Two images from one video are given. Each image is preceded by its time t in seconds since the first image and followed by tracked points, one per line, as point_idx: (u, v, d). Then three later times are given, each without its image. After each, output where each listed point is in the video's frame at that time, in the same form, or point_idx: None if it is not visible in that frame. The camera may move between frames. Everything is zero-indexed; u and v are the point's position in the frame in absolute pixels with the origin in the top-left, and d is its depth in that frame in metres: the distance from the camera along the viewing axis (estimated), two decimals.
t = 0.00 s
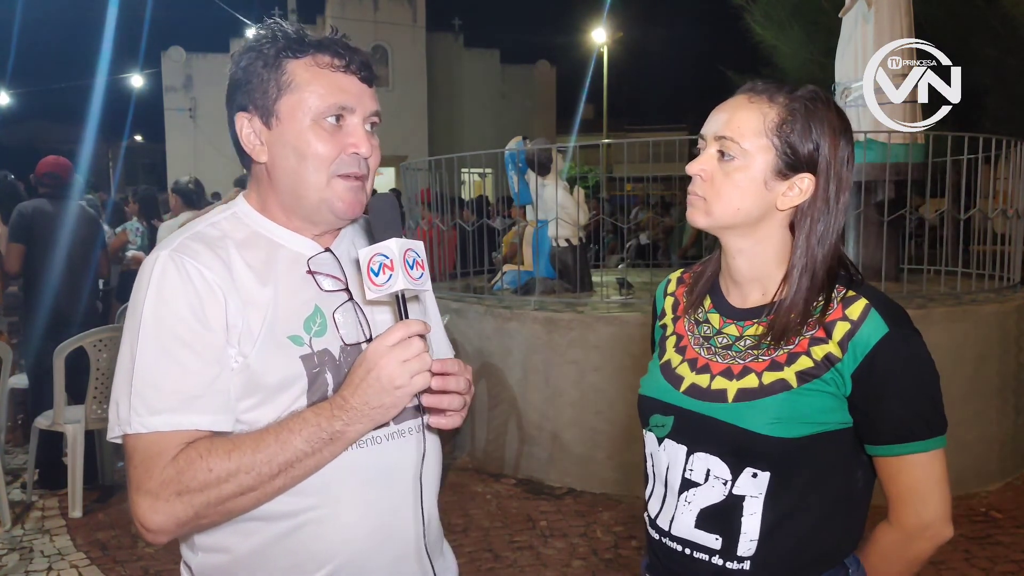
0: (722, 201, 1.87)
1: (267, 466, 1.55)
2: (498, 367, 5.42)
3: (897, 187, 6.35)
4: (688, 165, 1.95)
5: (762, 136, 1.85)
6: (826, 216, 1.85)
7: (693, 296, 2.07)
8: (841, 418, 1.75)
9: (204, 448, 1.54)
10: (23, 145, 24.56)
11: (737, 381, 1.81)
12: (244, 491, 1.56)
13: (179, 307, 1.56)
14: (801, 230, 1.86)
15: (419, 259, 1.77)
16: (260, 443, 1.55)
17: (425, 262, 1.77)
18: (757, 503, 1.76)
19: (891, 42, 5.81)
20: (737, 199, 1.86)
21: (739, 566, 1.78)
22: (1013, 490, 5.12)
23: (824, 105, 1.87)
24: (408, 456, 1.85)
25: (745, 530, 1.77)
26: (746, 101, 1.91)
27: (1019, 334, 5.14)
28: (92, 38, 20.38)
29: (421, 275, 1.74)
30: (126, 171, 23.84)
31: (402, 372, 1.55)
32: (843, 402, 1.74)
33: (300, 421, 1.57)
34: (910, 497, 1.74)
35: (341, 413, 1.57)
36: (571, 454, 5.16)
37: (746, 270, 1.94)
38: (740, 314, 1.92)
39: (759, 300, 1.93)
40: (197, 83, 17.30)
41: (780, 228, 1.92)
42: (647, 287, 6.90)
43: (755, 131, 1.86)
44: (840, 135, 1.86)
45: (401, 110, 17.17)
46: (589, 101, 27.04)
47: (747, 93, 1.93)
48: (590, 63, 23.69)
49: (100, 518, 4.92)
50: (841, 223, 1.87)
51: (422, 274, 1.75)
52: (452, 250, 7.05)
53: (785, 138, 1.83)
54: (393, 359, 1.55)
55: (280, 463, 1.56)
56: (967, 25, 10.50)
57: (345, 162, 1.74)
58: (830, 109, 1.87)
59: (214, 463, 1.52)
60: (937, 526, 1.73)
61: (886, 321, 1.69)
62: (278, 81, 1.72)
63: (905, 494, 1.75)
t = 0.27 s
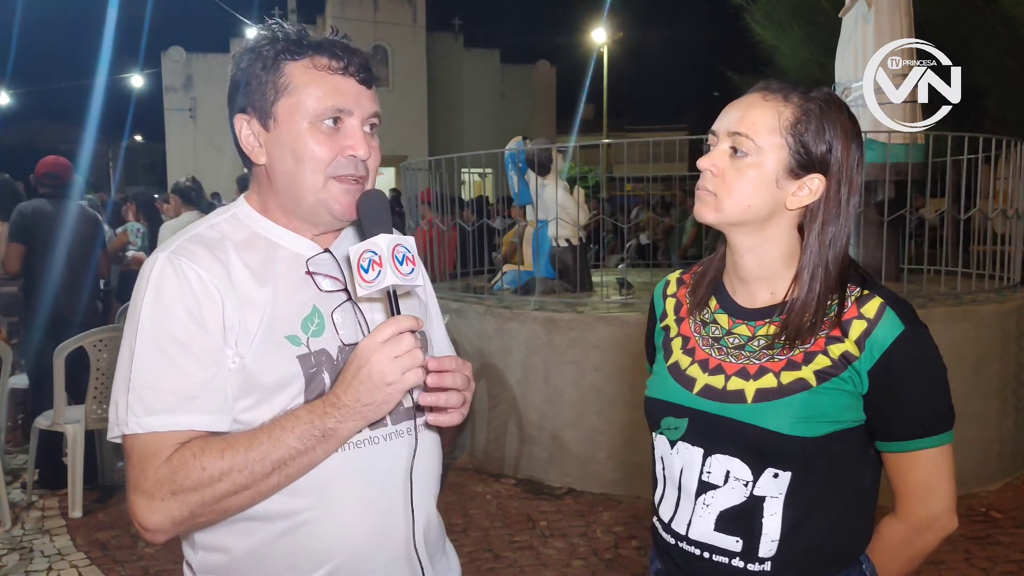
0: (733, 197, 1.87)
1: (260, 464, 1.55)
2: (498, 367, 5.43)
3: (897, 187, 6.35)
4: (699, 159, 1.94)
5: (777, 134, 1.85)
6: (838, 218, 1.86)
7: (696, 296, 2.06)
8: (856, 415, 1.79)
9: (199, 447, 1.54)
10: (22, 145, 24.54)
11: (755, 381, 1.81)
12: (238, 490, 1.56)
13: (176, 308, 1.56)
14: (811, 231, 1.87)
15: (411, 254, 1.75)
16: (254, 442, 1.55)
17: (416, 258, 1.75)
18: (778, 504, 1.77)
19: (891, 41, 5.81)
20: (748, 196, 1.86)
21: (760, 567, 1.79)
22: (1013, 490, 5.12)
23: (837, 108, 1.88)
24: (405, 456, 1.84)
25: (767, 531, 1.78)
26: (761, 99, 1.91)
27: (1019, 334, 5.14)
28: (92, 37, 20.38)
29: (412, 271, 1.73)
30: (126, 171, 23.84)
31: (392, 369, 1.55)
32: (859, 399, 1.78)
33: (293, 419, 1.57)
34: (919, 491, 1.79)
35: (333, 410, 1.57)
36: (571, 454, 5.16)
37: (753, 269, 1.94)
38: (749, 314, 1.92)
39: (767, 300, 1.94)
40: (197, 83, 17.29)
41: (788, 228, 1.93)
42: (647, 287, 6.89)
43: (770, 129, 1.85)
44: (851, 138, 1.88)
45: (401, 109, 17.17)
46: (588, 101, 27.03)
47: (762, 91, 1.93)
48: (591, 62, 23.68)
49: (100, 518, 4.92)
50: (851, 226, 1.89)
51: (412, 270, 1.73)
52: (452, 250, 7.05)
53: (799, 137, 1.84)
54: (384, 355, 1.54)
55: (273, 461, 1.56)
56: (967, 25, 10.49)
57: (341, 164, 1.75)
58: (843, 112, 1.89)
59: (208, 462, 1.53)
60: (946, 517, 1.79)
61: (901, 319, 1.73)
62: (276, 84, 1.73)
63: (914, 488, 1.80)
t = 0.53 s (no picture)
0: (737, 197, 1.87)
1: (260, 463, 1.55)
2: (498, 367, 5.43)
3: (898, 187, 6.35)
4: (703, 158, 1.94)
5: (783, 135, 1.86)
6: (841, 219, 1.89)
7: (694, 296, 2.05)
8: (863, 411, 1.81)
9: (198, 446, 1.54)
10: (22, 145, 24.52)
11: (769, 381, 1.81)
12: (237, 488, 1.56)
13: (177, 308, 1.56)
14: (816, 231, 1.89)
15: (410, 254, 1.76)
16: (253, 441, 1.55)
17: (414, 258, 1.76)
18: (795, 502, 1.78)
19: (891, 41, 5.80)
20: (751, 197, 1.86)
21: (779, 567, 1.80)
22: (1012, 490, 5.12)
23: (841, 110, 1.90)
24: (406, 454, 1.84)
25: (785, 530, 1.79)
26: (767, 99, 1.91)
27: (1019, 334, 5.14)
28: (92, 37, 20.38)
29: (410, 270, 1.73)
30: (126, 172, 23.72)
31: (391, 367, 1.55)
32: (866, 395, 1.80)
33: (292, 418, 1.57)
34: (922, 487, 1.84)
35: (332, 409, 1.57)
36: (571, 453, 5.16)
37: (755, 269, 1.95)
38: (753, 314, 1.92)
39: (770, 300, 1.94)
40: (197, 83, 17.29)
41: (789, 229, 1.94)
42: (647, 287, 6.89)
43: (777, 130, 1.86)
44: (855, 141, 1.90)
45: (401, 110, 17.17)
46: (588, 101, 27.02)
47: (767, 91, 1.93)
48: (590, 62, 23.66)
49: (100, 518, 4.92)
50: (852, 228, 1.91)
51: (411, 269, 1.73)
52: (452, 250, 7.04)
53: (804, 139, 1.85)
54: (383, 354, 1.54)
55: (273, 460, 1.56)
56: (967, 25, 10.49)
57: (342, 166, 1.75)
58: (847, 115, 1.90)
59: (208, 461, 1.53)
60: (942, 509, 1.86)
61: (907, 316, 1.76)
62: (277, 86, 1.73)
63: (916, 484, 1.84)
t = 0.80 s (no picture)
0: (730, 200, 1.88)
1: (260, 462, 1.55)
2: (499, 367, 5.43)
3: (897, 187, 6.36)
4: (694, 163, 1.95)
5: (773, 137, 1.87)
6: (832, 219, 1.91)
7: (689, 297, 2.03)
8: (862, 408, 1.82)
9: (199, 445, 1.54)
10: (22, 145, 24.51)
11: (772, 381, 1.81)
12: (238, 488, 1.56)
13: (178, 308, 1.57)
14: (809, 231, 1.91)
15: (409, 254, 1.76)
16: (254, 440, 1.55)
17: (413, 257, 1.75)
18: (800, 501, 1.79)
19: (891, 42, 5.80)
20: (745, 198, 1.87)
21: (786, 566, 1.80)
22: (1012, 490, 5.12)
23: (829, 110, 1.92)
24: (408, 453, 1.84)
25: (792, 529, 1.79)
26: (755, 101, 1.92)
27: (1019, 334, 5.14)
28: (92, 37, 20.38)
29: (409, 270, 1.73)
30: (126, 172, 23.72)
31: (392, 367, 1.55)
32: (865, 393, 1.81)
33: (293, 418, 1.57)
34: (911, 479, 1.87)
35: (333, 409, 1.57)
36: (571, 453, 5.16)
37: (750, 270, 1.94)
38: (751, 315, 1.92)
39: (767, 301, 1.94)
40: (197, 83, 17.28)
41: (783, 230, 1.95)
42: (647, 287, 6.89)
43: (766, 132, 1.88)
44: (843, 140, 1.93)
45: (401, 109, 17.17)
46: (588, 100, 27.01)
47: (755, 94, 1.94)
48: (590, 62, 23.64)
49: (100, 518, 4.92)
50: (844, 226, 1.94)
51: (410, 269, 1.73)
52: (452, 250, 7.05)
53: (794, 140, 1.87)
54: (383, 354, 1.55)
55: (273, 460, 1.56)
56: (967, 25, 10.49)
57: (343, 166, 1.75)
58: (834, 115, 1.93)
59: (209, 460, 1.53)
60: (930, 502, 1.90)
61: (903, 314, 1.79)
62: (279, 87, 1.73)
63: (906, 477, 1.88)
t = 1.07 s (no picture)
0: (722, 201, 1.88)
1: (263, 462, 1.55)
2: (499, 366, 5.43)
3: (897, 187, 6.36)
4: (683, 167, 1.96)
5: (760, 137, 1.87)
6: (824, 216, 1.90)
7: (685, 298, 2.04)
8: (857, 406, 1.82)
9: (202, 445, 1.54)
10: (22, 145, 24.47)
11: (766, 381, 1.81)
12: (242, 487, 1.55)
13: (177, 307, 1.57)
14: (801, 229, 1.90)
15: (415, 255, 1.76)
16: (256, 440, 1.55)
17: (420, 259, 1.76)
18: (796, 500, 1.79)
19: (891, 42, 5.81)
20: (735, 199, 1.88)
21: (781, 564, 1.80)
22: (1012, 489, 5.12)
23: (815, 107, 1.91)
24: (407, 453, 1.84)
25: (787, 527, 1.79)
26: (742, 103, 1.93)
27: (1019, 334, 5.14)
28: (92, 37, 20.39)
29: (415, 272, 1.74)
30: (126, 172, 24.06)
31: (396, 369, 1.55)
32: (860, 392, 1.81)
33: (295, 416, 1.57)
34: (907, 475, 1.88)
35: (336, 408, 1.56)
36: (571, 453, 5.16)
37: (744, 270, 1.95)
38: (747, 315, 1.92)
39: (762, 301, 1.94)
40: (197, 83, 17.28)
41: (775, 229, 1.95)
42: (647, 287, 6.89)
43: (753, 132, 1.88)
44: (831, 137, 1.93)
45: (401, 109, 17.17)
46: (589, 101, 27.01)
47: (742, 95, 1.95)
48: (591, 62, 23.65)
49: (101, 518, 4.92)
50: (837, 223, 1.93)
51: (416, 270, 1.74)
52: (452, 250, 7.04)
53: (781, 139, 1.87)
54: (386, 355, 1.54)
55: (275, 459, 1.55)
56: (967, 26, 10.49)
57: (345, 165, 1.75)
58: (822, 111, 1.92)
59: (211, 460, 1.53)
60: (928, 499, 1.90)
61: (897, 312, 1.79)
62: (279, 87, 1.73)
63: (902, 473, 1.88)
